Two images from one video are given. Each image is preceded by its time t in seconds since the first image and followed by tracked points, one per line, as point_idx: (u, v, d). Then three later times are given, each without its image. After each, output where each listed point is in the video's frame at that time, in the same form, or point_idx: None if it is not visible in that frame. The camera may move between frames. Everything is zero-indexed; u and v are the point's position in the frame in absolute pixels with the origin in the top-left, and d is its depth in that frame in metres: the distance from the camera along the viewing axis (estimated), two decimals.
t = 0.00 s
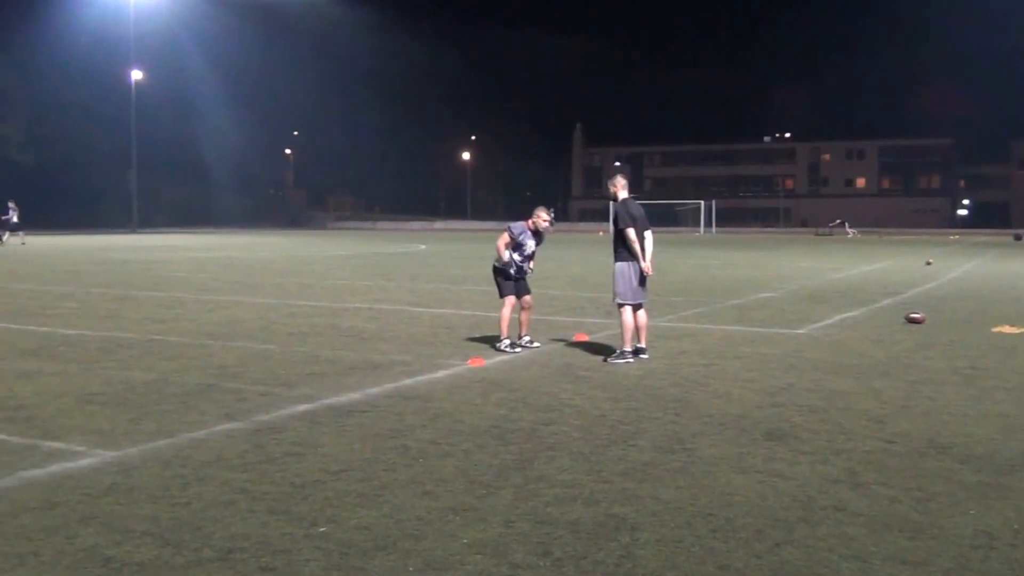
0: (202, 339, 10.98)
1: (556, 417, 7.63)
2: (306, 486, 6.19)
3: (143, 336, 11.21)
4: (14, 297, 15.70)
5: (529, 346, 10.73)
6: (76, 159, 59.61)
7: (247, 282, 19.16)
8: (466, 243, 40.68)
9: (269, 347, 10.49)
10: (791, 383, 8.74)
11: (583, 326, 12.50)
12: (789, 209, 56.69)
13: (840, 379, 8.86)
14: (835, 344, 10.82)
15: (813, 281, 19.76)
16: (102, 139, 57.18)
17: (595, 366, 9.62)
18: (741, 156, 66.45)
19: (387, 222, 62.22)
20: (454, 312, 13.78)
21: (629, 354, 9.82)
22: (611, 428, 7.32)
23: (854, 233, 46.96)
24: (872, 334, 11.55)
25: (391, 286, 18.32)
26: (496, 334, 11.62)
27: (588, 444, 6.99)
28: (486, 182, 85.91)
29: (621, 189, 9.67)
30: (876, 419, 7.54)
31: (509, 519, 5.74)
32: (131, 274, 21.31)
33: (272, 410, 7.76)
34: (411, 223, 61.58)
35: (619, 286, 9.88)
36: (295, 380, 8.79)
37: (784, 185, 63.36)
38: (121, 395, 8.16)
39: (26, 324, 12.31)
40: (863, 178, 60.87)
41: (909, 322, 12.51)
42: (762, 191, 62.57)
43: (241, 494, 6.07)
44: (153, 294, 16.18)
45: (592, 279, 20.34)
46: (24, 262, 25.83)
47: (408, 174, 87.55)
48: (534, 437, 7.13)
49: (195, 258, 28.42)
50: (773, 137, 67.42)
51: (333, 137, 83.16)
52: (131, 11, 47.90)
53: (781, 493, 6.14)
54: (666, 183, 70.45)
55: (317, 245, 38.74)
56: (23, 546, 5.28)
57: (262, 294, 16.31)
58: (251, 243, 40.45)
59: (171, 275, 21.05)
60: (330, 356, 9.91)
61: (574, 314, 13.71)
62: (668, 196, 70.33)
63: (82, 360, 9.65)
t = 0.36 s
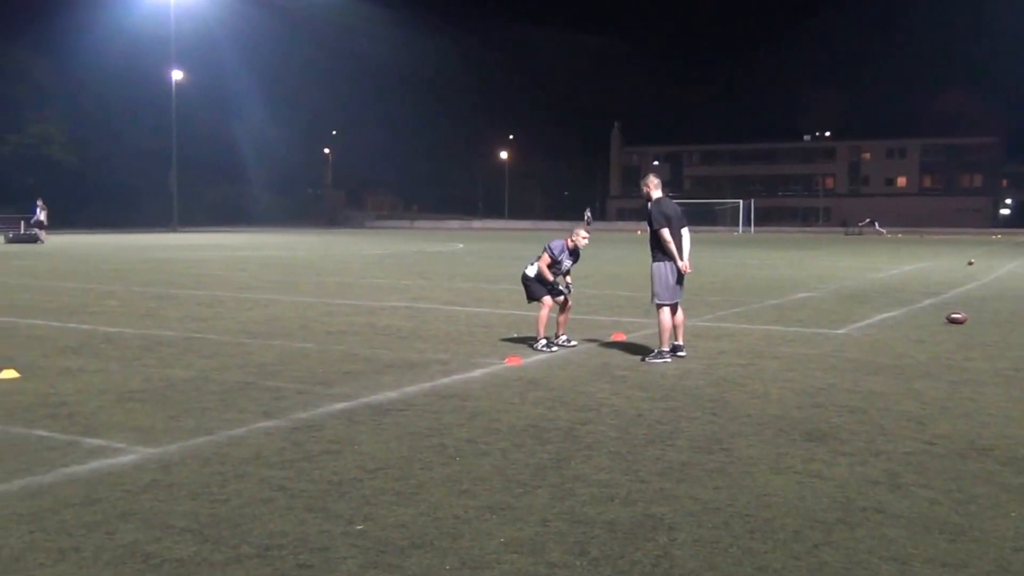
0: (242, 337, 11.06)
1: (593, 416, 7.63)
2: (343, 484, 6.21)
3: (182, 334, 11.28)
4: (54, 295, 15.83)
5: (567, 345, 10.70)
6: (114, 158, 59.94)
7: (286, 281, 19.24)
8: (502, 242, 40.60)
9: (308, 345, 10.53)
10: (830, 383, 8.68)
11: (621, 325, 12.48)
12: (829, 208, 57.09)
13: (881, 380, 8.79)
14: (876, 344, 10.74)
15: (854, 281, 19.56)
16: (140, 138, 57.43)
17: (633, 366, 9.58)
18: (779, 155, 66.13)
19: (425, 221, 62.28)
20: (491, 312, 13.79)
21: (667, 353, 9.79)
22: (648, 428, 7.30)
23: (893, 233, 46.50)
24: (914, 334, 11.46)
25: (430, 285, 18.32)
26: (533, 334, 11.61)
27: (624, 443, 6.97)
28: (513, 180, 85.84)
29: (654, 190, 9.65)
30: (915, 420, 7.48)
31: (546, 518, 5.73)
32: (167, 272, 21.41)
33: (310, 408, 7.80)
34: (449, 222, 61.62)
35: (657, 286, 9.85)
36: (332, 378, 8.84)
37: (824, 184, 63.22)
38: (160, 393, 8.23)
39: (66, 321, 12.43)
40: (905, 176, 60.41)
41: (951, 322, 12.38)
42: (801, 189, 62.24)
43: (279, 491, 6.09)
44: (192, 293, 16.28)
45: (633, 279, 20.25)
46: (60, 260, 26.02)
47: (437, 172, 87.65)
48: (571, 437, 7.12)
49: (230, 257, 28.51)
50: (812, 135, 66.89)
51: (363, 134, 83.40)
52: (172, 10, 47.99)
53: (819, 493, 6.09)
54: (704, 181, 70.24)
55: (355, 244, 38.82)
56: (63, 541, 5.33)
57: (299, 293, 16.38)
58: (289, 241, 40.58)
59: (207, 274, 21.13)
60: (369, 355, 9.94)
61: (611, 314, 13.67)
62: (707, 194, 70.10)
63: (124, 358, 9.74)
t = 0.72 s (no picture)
0: (276, 337, 11.12)
1: (625, 416, 7.62)
2: (374, 483, 6.24)
3: (216, 333, 11.39)
4: (90, 295, 15.99)
5: (599, 345, 10.70)
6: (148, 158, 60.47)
7: (318, 280, 19.29)
8: (533, 242, 40.53)
9: (339, 345, 10.57)
10: (864, 384, 8.62)
11: (652, 325, 12.44)
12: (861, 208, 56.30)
13: (915, 381, 8.72)
14: (911, 344, 10.65)
15: (890, 282, 19.40)
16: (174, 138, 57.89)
17: (665, 366, 9.56)
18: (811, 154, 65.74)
19: (454, 221, 62.33)
20: (522, 311, 13.78)
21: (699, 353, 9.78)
22: (680, 429, 7.28)
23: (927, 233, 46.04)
24: (948, 335, 11.35)
25: (462, 285, 18.31)
26: (563, 334, 11.61)
27: (655, 444, 6.97)
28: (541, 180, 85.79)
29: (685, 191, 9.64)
30: (951, 421, 7.42)
31: (576, 518, 5.73)
32: (200, 272, 21.53)
33: (342, 407, 7.85)
34: (479, 222, 61.66)
35: (691, 285, 9.86)
36: (364, 377, 8.87)
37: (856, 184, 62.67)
38: (195, 391, 8.32)
39: (101, 321, 12.54)
40: (939, 176, 59.82)
41: (986, 322, 12.26)
42: (834, 189, 61.80)
43: (311, 489, 6.13)
44: (224, 292, 16.35)
45: (667, 279, 20.17)
46: (96, 259, 26.21)
47: (464, 172, 87.73)
48: (602, 436, 7.12)
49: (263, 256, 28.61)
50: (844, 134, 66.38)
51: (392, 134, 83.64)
52: (206, 10, 48.25)
53: (853, 495, 6.05)
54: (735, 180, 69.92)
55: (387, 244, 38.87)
56: (101, 537, 5.39)
57: (331, 293, 16.43)
58: (321, 241, 40.65)
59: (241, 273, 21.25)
60: (400, 354, 9.97)
61: (642, 313, 13.64)
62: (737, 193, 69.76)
63: (160, 356, 9.85)
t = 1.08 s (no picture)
0: (302, 337, 11.17)
1: (651, 416, 7.60)
2: (400, 482, 6.28)
3: (243, 333, 11.46)
4: (119, 295, 16.09)
5: (626, 345, 10.69)
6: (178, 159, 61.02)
7: (345, 281, 19.33)
8: (561, 243, 40.46)
9: (365, 344, 10.62)
10: (891, 386, 8.57)
11: (678, 326, 12.41)
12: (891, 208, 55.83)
13: (943, 382, 8.63)
14: (939, 345, 10.57)
15: (918, 282, 19.29)
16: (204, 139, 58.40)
17: (691, 366, 9.54)
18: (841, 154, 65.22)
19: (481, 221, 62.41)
20: (549, 311, 13.76)
21: (725, 353, 9.75)
22: (706, 429, 7.26)
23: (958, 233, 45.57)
24: (979, 335, 11.26)
25: (490, 285, 18.30)
26: (590, 334, 11.58)
27: (682, 443, 6.96)
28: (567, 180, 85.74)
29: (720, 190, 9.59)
30: (979, 423, 7.36)
31: (602, 519, 5.72)
32: (228, 272, 21.64)
33: (368, 406, 7.89)
34: (506, 222, 61.70)
35: (721, 284, 9.85)
36: (390, 377, 8.91)
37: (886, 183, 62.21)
38: (223, 390, 8.38)
39: (130, 320, 12.65)
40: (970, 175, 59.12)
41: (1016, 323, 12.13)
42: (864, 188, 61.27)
43: (338, 488, 6.17)
44: (252, 292, 16.42)
45: (695, 279, 20.08)
46: (125, 260, 26.45)
47: (491, 172, 87.76)
48: (628, 436, 7.12)
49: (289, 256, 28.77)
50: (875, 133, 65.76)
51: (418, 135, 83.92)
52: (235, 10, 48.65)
53: (880, 497, 6.02)
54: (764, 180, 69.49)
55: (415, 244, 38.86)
56: (130, 535, 5.44)
57: (359, 293, 16.47)
58: (349, 241, 40.76)
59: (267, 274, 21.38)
60: (425, 354, 10.01)
61: (669, 314, 13.61)
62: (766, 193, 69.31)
63: (187, 356, 9.92)
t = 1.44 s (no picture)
0: (322, 336, 11.20)
1: (671, 417, 7.59)
2: (421, 482, 6.28)
3: (265, 332, 11.49)
4: (139, 295, 16.14)
5: (648, 346, 10.68)
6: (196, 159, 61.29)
7: (365, 280, 19.37)
8: (580, 243, 40.43)
9: (385, 344, 10.64)
10: (914, 387, 8.55)
11: (699, 326, 12.41)
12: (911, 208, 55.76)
13: (967, 384, 8.60)
14: (962, 346, 10.55)
15: (938, 282, 19.36)
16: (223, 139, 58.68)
17: (713, 367, 9.52)
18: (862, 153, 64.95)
19: (499, 220, 62.58)
20: (569, 312, 13.77)
21: (749, 354, 9.73)
22: (727, 430, 7.26)
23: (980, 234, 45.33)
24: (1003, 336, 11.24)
25: (511, 286, 18.32)
26: (610, 334, 11.59)
27: (702, 444, 6.96)
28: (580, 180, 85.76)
29: (745, 190, 9.60)
30: (1003, 424, 7.33)
31: (622, 519, 5.72)
32: (248, 272, 21.70)
33: (389, 406, 7.90)
34: (523, 222, 61.80)
35: (744, 285, 9.86)
36: (410, 377, 8.92)
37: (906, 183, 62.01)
38: (244, 390, 8.41)
39: (151, 320, 12.70)
40: (990, 175, 58.76)
41: None
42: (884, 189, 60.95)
43: (358, 488, 6.17)
44: (273, 292, 16.47)
45: (717, 279, 20.12)
46: (144, 260, 26.54)
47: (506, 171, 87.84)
48: (648, 437, 7.11)
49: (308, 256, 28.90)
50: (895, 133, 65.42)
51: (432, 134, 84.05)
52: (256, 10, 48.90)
53: (902, 499, 5.99)
54: (782, 180, 69.25)
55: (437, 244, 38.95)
56: (151, 534, 5.46)
57: (379, 293, 16.50)
58: (369, 241, 40.85)
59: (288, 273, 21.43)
60: (446, 354, 10.02)
61: (689, 314, 13.62)
62: (785, 193, 69.03)
63: (208, 355, 9.96)
